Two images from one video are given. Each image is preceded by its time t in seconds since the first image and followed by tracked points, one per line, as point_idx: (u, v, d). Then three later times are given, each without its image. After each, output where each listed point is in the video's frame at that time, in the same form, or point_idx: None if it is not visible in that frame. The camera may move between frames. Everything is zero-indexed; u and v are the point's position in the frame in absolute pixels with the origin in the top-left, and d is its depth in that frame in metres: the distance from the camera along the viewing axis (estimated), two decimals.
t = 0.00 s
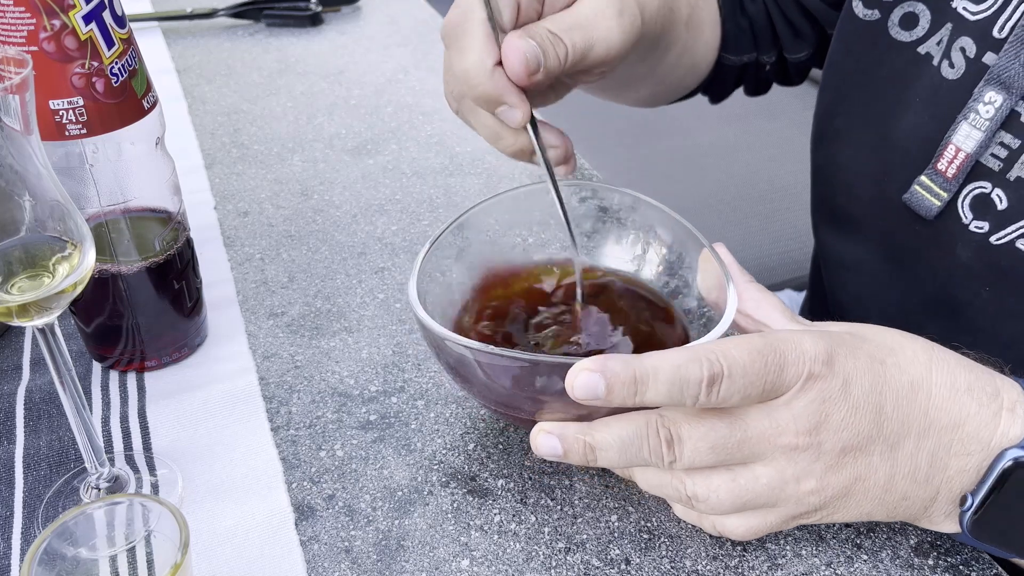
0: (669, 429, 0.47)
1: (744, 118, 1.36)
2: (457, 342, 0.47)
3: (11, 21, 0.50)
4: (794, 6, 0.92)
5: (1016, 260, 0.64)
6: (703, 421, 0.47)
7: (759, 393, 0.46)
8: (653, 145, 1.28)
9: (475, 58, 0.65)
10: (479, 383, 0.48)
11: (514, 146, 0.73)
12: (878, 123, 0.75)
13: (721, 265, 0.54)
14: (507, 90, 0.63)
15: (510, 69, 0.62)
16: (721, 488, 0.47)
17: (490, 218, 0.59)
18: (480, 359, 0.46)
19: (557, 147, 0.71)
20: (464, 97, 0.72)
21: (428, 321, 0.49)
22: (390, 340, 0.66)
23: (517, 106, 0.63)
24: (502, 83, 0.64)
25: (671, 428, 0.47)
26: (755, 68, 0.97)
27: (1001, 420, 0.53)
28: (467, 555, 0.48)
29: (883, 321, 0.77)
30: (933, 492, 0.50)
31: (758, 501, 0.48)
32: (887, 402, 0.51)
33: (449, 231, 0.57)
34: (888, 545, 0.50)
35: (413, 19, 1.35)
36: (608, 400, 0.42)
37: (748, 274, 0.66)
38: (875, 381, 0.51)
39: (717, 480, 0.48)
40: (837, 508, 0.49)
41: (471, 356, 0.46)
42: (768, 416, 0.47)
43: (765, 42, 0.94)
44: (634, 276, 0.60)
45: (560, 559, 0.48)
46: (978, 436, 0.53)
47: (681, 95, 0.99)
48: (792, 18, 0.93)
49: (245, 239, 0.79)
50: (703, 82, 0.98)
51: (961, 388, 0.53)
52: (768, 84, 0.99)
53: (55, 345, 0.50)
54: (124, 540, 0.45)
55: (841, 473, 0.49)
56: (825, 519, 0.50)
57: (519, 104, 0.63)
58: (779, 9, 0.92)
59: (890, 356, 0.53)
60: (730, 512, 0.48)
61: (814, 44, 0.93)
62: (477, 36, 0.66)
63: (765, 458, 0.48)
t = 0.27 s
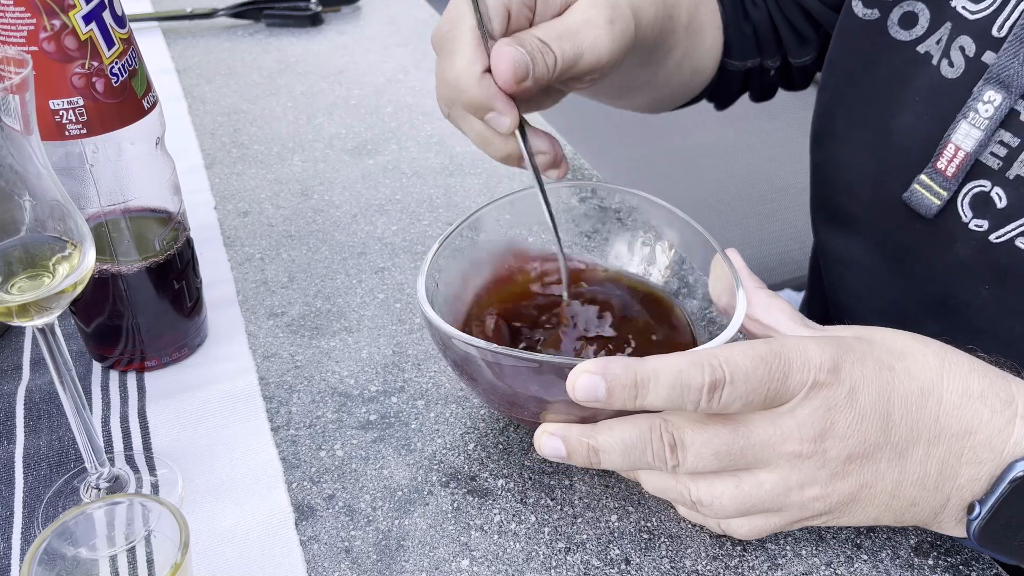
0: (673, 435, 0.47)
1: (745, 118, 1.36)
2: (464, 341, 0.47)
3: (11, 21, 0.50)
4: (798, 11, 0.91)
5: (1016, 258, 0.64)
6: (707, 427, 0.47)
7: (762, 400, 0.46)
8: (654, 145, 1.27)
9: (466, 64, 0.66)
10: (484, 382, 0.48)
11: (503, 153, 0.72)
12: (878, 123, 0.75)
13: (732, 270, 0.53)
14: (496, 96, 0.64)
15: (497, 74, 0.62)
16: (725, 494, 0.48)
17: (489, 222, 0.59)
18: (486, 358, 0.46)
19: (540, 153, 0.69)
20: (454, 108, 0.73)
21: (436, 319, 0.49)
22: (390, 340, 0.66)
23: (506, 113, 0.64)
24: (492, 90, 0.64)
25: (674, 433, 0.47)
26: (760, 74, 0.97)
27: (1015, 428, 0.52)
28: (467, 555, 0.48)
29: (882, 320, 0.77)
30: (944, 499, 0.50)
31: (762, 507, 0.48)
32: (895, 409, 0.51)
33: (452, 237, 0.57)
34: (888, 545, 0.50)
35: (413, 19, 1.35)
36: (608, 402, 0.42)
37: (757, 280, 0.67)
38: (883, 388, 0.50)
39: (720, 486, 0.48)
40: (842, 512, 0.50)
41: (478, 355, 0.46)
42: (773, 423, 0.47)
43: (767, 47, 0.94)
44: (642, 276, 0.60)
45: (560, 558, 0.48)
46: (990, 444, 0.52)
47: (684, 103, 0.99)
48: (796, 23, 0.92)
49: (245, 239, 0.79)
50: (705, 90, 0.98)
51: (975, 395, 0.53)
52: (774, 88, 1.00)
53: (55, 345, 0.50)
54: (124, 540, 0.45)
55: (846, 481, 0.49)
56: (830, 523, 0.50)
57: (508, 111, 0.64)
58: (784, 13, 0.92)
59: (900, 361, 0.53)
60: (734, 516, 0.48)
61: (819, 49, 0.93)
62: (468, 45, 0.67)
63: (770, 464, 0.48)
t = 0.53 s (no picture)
0: (673, 438, 0.47)
1: (745, 118, 1.36)
2: (465, 341, 0.47)
3: (11, 21, 0.50)
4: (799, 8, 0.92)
5: (1011, 255, 0.64)
6: (708, 431, 0.47)
7: (762, 404, 0.46)
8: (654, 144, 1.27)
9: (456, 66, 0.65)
10: (485, 382, 0.48)
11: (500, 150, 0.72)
12: (877, 122, 0.75)
13: (735, 272, 0.53)
14: (487, 96, 0.63)
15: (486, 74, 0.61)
16: (725, 498, 0.48)
17: (490, 222, 0.59)
18: (487, 358, 0.46)
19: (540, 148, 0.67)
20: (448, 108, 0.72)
21: (438, 319, 0.49)
22: (390, 340, 0.66)
23: (500, 113, 0.64)
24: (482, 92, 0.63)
25: (675, 436, 0.47)
26: (761, 72, 0.97)
27: (1016, 434, 0.53)
28: (467, 555, 0.48)
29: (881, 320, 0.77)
30: (944, 505, 0.50)
31: (762, 510, 0.48)
32: (896, 415, 0.51)
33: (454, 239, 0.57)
34: (888, 546, 0.50)
35: (413, 19, 1.35)
36: (608, 403, 0.42)
37: (758, 283, 0.67)
38: (883, 394, 0.50)
39: (720, 490, 0.48)
40: (842, 516, 0.50)
41: (479, 354, 0.46)
42: (773, 427, 0.48)
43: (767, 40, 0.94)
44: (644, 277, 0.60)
45: (560, 559, 0.48)
46: (991, 449, 0.52)
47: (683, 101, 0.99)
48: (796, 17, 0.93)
49: (245, 239, 0.79)
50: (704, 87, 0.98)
51: (976, 401, 0.53)
52: (777, 86, 1.00)
53: (55, 345, 0.50)
54: (124, 540, 0.45)
55: (847, 486, 0.49)
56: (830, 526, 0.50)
57: (502, 111, 0.64)
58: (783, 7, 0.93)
59: (901, 367, 0.53)
60: (734, 519, 0.48)
61: (820, 45, 0.94)
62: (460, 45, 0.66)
63: (769, 469, 0.48)
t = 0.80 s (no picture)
0: (675, 438, 0.47)
1: (745, 118, 1.36)
2: (466, 339, 0.47)
3: (11, 21, 0.50)
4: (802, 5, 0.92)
5: (1009, 253, 0.64)
6: (710, 432, 0.47)
7: (763, 404, 0.46)
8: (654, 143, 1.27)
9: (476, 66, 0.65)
10: (487, 380, 0.48)
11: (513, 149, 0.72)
12: (879, 121, 0.75)
13: (736, 272, 0.53)
14: (509, 95, 0.63)
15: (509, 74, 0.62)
16: (726, 499, 0.48)
17: (490, 223, 0.60)
18: (489, 357, 0.46)
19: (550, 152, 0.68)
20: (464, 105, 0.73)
21: (439, 317, 0.49)
22: (390, 340, 0.66)
23: (517, 112, 0.63)
24: (504, 90, 0.63)
25: (676, 436, 0.47)
26: (764, 70, 0.97)
27: (1015, 435, 0.53)
28: (467, 555, 0.48)
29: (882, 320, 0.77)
30: (945, 507, 0.50)
31: (763, 511, 0.48)
32: (897, 416, 0.51)
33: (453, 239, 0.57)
34: (888, 546, 0.50)
35: (413, 20, 1.35)
36: (610, 403, 0.42)
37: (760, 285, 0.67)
38: (885, 395, 0.50)
39: (722, 491, 0.48)
40: (843, 517, 0.50)
41: (481, 353, 0.46)
42: (775, 428, 0.48)
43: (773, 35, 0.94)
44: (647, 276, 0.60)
45: (560, 559, 0.48)
46: (991, 451, 0.52)
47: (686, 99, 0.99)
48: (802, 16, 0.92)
49: (245, 239, 0.79)
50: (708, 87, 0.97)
51: (976, 402, 0.53)
52: (778, 85, 1.00)
53: (55, 345, 0.50)
54: (124, 540, 0.45)
55: (849, 487, 0.49)
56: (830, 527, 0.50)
57: (519, 110, 0.63)
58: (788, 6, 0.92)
59: (901, 368, 0.53)
60: (735, 520, 0.48)
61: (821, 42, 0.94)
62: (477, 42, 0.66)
63: (771, 469, 0.48)
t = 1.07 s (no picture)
0: (675, 438, 0.47)
1: (745, 118, 1.36)
2: (467, 339, 0.47)
3: (11, 21, 0.50)
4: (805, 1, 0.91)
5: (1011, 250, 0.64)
6: (710, 432, 0.47)
7: (764, 405, 0.46)
8: (655, 143, 1.27)
9: (477, 70, 0.64)
10: (487, 380, 0.48)
11: (514, 154, 0.71)
12: (880, 121, 0.75)
13: (737, 272, 0.53)
14: (509, 100, 0.63)
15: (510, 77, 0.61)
16: (727, 499, 0.48)
17: (490, 222, 0.59)
18: (489, 356, 0.46)
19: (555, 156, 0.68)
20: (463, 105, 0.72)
21: (439, 317, 0.49)
22: (390, 340, 0.66)
23: (519, 116, 0.63)
24: (505, 94, 0.63)
25: (676, 437, 0.47)
26: (767, 69, 0.97)
27: (1015, 435, 0.53)
28: (467, 555, 0.48)
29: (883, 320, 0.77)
30: (944, 507, 0.50)
31: (763, 512, 0.48)
32: (897, 416, 0.51)
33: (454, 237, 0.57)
34: (888, 546, 0.50)
35: (413, 20, 1.35)
36: (610, 403, 0.42)
37: (761, 284, 0.67)
38: (884, 395, 0.51)
39: (722, 491, 0.48)
40: (843, 518, 0.50)
41: (481, 353, 0.46)
42: (776, 428, 0.48)
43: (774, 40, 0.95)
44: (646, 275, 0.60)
45: (560, 559, 0.48)
46: (991, 451, 0.52)
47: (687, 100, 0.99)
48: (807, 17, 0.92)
49: (245, 239, 0.79)
50: (709, 86, 0.97)
51: (976, 403, 0.53)
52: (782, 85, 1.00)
53: (55, 345, 0.50)
54: (124, 540, 0.45)
55: (848, 488, 0.49)
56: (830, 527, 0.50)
57: (521, 114, 0.63)
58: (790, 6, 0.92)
59: (901, 369, 0.53)
60: (735, 520, 0.48)
61: (827, 41, 0.93)
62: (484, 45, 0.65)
63: (771, 470, 0.48)
